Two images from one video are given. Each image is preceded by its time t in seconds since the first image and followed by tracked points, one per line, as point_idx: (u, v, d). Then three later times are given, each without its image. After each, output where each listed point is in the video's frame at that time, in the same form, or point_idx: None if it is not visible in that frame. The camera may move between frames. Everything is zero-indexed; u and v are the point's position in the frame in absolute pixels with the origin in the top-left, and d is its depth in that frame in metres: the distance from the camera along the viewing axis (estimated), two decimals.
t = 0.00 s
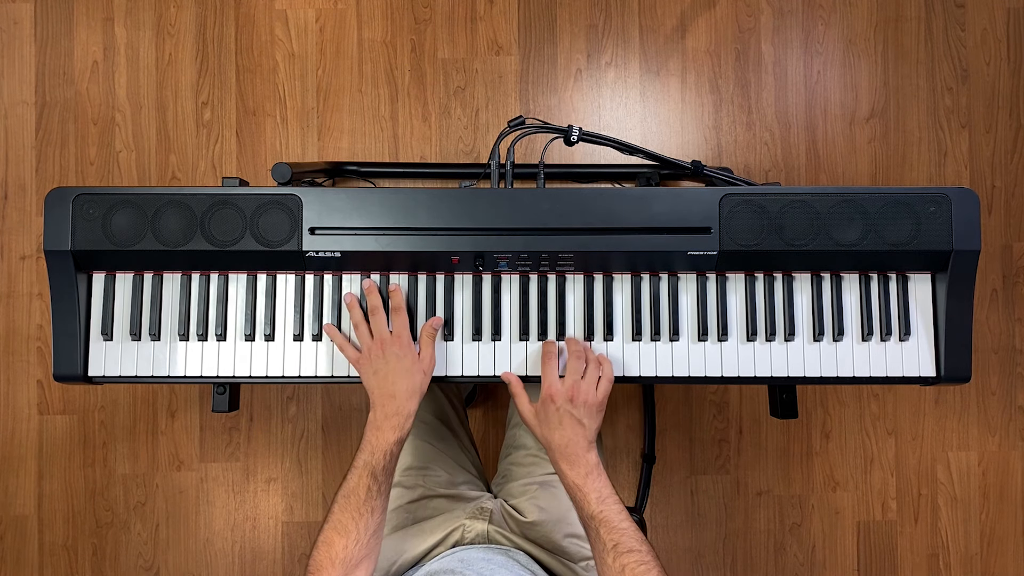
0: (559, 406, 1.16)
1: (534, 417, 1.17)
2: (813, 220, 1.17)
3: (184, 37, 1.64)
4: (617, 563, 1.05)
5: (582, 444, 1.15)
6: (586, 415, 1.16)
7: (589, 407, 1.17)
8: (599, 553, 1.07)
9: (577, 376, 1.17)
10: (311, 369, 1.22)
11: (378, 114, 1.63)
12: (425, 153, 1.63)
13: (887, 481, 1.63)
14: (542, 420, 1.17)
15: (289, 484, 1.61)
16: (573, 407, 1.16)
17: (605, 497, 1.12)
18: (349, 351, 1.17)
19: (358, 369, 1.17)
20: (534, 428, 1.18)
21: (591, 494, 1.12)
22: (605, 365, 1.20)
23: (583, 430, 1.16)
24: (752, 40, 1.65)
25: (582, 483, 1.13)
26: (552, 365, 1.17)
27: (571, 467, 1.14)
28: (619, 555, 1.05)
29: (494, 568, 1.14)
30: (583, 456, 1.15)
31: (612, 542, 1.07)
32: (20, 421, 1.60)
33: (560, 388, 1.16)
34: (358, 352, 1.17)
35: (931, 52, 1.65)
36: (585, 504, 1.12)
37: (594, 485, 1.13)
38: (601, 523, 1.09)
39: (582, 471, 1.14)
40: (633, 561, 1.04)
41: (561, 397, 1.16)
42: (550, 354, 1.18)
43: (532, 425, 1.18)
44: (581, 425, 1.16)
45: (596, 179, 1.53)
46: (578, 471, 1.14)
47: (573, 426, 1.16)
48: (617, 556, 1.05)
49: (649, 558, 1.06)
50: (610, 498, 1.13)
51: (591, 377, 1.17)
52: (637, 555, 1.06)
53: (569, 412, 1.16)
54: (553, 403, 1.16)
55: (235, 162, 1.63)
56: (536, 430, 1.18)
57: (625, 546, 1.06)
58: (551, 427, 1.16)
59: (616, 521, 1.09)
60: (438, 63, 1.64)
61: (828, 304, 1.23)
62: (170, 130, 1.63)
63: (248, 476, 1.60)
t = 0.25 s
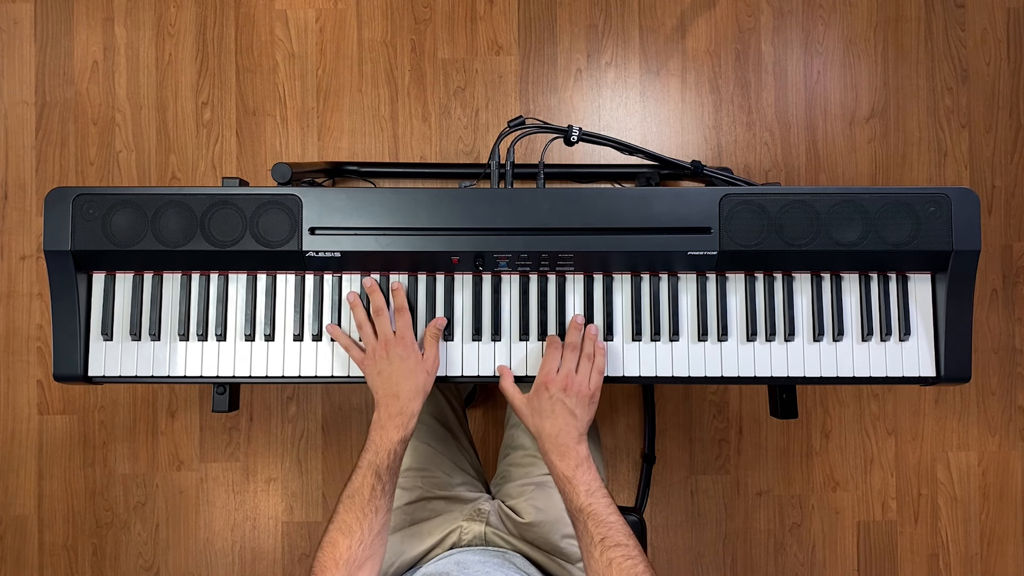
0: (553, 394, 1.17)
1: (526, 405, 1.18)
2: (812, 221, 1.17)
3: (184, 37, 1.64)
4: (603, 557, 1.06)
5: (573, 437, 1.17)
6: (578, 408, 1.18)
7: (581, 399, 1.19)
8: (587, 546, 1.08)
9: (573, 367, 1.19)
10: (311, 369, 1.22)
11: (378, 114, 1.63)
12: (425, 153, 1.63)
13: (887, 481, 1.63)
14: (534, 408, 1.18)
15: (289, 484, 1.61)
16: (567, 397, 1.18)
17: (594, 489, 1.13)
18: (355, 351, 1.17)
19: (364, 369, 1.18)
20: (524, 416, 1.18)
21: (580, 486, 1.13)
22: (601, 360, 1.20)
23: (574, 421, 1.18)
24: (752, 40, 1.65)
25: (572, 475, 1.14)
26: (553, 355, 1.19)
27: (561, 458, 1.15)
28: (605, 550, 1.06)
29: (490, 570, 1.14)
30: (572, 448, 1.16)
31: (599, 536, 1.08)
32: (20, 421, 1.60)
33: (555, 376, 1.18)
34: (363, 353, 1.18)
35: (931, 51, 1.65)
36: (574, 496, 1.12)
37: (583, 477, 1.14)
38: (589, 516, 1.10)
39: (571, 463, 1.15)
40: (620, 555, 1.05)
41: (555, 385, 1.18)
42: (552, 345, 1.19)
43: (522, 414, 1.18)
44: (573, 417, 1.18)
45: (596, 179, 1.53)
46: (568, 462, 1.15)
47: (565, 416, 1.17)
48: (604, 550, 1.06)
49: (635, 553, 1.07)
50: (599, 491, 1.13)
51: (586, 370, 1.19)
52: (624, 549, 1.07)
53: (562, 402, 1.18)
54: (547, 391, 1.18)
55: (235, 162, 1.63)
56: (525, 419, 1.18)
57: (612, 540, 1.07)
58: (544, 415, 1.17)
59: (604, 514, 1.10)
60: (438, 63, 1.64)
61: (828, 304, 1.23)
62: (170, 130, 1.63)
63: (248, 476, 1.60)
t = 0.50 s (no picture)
0: (554, 398, 1.18)
1: (527, 407, 1.18)
2: (812, 221, 1.17)
3: (183, 37, 1.64)
4: (602, 558, 1.06)
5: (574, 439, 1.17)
6: (580, 411, 1.18)
7: (583, 402, 1.19)
8: (585, 547, 1.08)
9: (574, 371, 1.19)
10: (311, 369, 1.22)
11: (378, 114, 1.63)
12: (425, 153, 1.63)
13: (887, 481, 1.63)
14: (536, 410, 1.18)
15: (289, 484, 1.61)
16: (568, 400, 1.18)
17: (594, 491, 1.14)
18: (359, 354, 1.17)
19: (367, 371, 1.18)
20: (525, 417, 1.18)
21: (580, 487, 1.13)
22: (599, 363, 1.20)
23: (575, 424, 1.18)
24: (752, 39, 1.65)
25: (572, 476, 1.14)
26: (554, 358, 1.18)
27: (562, 460, 1.16)
28: (605, 550, 1.06)
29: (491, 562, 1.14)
30: (574, 450, 1.16)
31: (599, 536, 1.08)
32: (20, 421, 1.60)
33: (557, 380, 1.18)
34: (367, 355, 1.17)
35: (931, 51, 1.65)
36: (574, 497, 1.13)
37: (583, 479, 1.14)
38: (588, 517, 1.10)
39: (572, 464, 1.15)
40: (619, 555, 1.06)
41: (557, 389, 1.18)
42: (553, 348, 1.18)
43: (523, 415, 1.19)
44: (574, 420, 1.18)
45: (596, 179, 1.53)
46: (569, 464, 1.15)
47: (566, 420, 1.17)
48: (603, 551, 1.06)
49: (634, 554, 1.07)
50: (599, 493, 1.14)
51: (587, 373, 1.19)
52: (622, 549, 1.07)
53: (563, 405, 1.18)
54: (549, 394, 1.18)
55: (235, 162, 1.63)
56: (527, 420, 1.19)
57: (611, 540, 1.07)
58: (545, 418, 1.17)
59: (603, 516, 1.10)
60: (438, 63, 1.64)
61: (828, 304, 1.23)
62: (170, 130, 1.63)
63: (248, 476, 1.60)
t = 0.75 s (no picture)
0: (562, 402, 1.16)
1: (534, 411, 1.16)
2: (813, 220, 1.17)
3: (184, 37, 1.64)
4: (607, 555, 1.06)
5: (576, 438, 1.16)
6: (586, 415, 1.17)
7: (590, 407, 1.17)
8: (590, 544, 1.08)
9: (579, 375, 1.18)
10: (311, 369, 1.22)
11: (378, 114, 1.63)
12: (425, 153, 1.63)
13: (887, 481, 1.63)
14: (542, 414, 1.16)
15: (289, 484, 1.61)
16: (575, 405, 1.16)
17: (598, 489, 1.13)
18: (360, 354, 1.17)
19: (368, 371, 1.18)
20: (532, 421, 1.17)
21: (585, 486, 1.13)
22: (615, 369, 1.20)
23: (581, 428, 1.17)
24: (752, 40, 1.65)
25: (576, 475, 1.13)
26: (559, 361, 1.17)
27: (567, 459, 1.15)
28: (609, 548, 1.07)
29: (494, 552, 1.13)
30: (578, 450, 1.15)
31: (603, 534, 1.08)
32: (20, 421, 1.60)
33: (564, 385, 1.17)
34: (367, 355, 1.17)
35: (931, 51, 1.65)
36: (578, 496, 1.12)
37: (587, 478, 1.14)
38: (593, 515, 1.10)
39: (577, 463, 1.15)
40: (624, 553, 1.06)
41: (565, 393, 1.16)
42: (557, 350, 1.17)
43: (530, 418, 1.17)
44: (580, 424, 1.17)
45: (596, 179, 1.53)
46: (573, 463, 1.15)
47: (573, 424, 1.16)
48: (608, 548, 1.07)
49: (638, 550, 1.08)
50: (603, 491, 1.13)
51: (592, 375, 1.18)
52: (626, 547, 1.07)
53: (570, 409, 1.16)
54: (556, 398, 1.16)
55: (235, 162, 1.63)
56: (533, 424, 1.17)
57: (616, 538, 1.08)
58: (552, 422, 1.16)
59: (607, 514, 1.10)
60: (438, 63, 1.64)
61: (828, 304, 1.23)
62: (170, 130, 1.63)
63: (248, 476, 1.60)
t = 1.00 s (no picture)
0: (563, 401, 1.15)
1: (535, 410, 1.16)
2: (813, 220, 1.17)
3: (184, 37, 1.64)
4: (609, 555, 1.06)
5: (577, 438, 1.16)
6: (587, 414, 1.16)
7: (590, 407, 1.17)
8: (592, 544, 1.08)
9: (580, 375, 1.17)
10: (311, 369, 1.22)
11: (378, 114, 1.63)
12: (425, 153, 1.63)
13: (887, 481, 1.63)
14: (543, 413, 1.16)
15: (289, 484, 1.61)
16: (576, 404, 1.16)
17: (599, 489, 1.13)
18: (358, 351, 1.16)
19: (367, 368, 1.17)
20: (533, 420, 1.16)
21: (586, 486, 1.12)
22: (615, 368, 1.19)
23: (581, 427, 1.16)
24: (752, 40, 1.65)
25: (577, 475, 1.13)
26: (559, 360, 1.17)
27: (568, 459, 1.14)
28: (611, 547, 1.07)
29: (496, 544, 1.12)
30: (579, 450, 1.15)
31: (605, 534, 1.08)
32: (20, 421, 1.60)
33: (565, 384, 1.16)
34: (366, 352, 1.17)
35: (931, 51, 1.65)
36: (579, 496, 1.12)
37: (588, 477, 1.13)
38: (594, 514, 1.10)
39: (578, 463, 1.14)
40: (625, 552, 1.06)
41: (566, 393, 1.16)
42: (557, 349, 1.17)
43: (531, 418, 1.16)
44: (581, 423, 1.16)
45: (596, 179, 1.53)
46: (575, 463, 1.14)
47: (574, 423, 1.16)
48: (610, 548, 1.07)
49: (639, 549, 1.08)
50: (604, 490, 1.13)
51: (593, 375, 1.18)
52: (628, 546, 1.07)
53: (571, 409, 1.16)
54: (557, 397, 1.16)
55: (235, 162, 1.63)
56: (534, 423, 1.17)
57: (617, 537, 1.08)
58: (553, 421, 1.15)
59: (609, 513, 1.10)
60: (438, 63, 1.64)
61: (828, 304, 1.23)
62: (170, 130, 1.63)
63: (248, 476, 1.60)
